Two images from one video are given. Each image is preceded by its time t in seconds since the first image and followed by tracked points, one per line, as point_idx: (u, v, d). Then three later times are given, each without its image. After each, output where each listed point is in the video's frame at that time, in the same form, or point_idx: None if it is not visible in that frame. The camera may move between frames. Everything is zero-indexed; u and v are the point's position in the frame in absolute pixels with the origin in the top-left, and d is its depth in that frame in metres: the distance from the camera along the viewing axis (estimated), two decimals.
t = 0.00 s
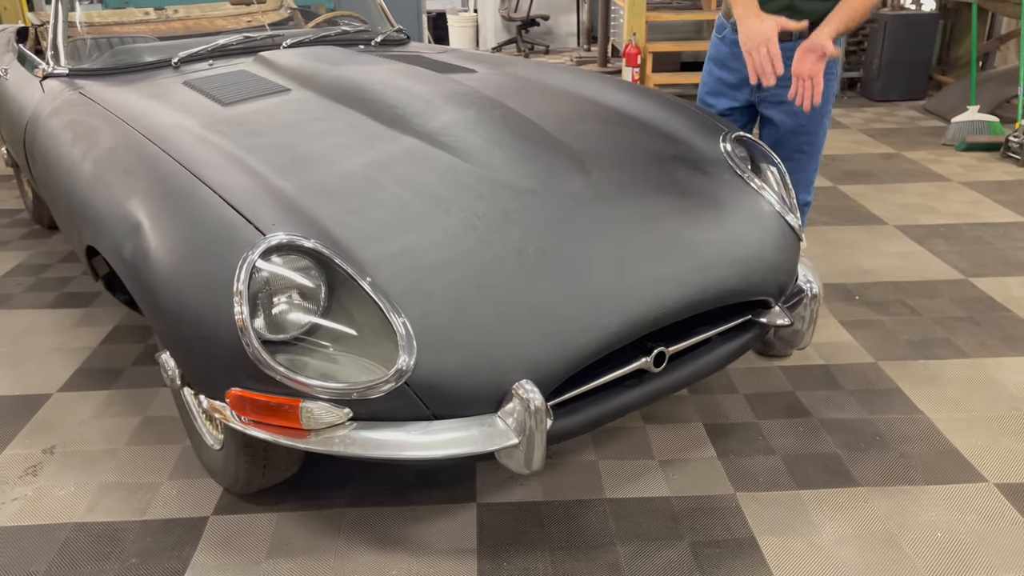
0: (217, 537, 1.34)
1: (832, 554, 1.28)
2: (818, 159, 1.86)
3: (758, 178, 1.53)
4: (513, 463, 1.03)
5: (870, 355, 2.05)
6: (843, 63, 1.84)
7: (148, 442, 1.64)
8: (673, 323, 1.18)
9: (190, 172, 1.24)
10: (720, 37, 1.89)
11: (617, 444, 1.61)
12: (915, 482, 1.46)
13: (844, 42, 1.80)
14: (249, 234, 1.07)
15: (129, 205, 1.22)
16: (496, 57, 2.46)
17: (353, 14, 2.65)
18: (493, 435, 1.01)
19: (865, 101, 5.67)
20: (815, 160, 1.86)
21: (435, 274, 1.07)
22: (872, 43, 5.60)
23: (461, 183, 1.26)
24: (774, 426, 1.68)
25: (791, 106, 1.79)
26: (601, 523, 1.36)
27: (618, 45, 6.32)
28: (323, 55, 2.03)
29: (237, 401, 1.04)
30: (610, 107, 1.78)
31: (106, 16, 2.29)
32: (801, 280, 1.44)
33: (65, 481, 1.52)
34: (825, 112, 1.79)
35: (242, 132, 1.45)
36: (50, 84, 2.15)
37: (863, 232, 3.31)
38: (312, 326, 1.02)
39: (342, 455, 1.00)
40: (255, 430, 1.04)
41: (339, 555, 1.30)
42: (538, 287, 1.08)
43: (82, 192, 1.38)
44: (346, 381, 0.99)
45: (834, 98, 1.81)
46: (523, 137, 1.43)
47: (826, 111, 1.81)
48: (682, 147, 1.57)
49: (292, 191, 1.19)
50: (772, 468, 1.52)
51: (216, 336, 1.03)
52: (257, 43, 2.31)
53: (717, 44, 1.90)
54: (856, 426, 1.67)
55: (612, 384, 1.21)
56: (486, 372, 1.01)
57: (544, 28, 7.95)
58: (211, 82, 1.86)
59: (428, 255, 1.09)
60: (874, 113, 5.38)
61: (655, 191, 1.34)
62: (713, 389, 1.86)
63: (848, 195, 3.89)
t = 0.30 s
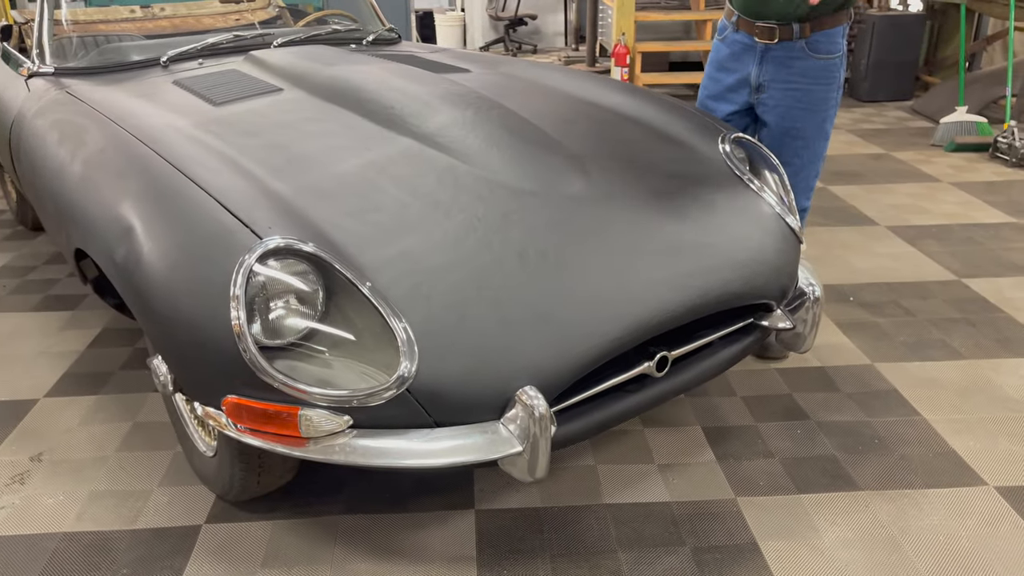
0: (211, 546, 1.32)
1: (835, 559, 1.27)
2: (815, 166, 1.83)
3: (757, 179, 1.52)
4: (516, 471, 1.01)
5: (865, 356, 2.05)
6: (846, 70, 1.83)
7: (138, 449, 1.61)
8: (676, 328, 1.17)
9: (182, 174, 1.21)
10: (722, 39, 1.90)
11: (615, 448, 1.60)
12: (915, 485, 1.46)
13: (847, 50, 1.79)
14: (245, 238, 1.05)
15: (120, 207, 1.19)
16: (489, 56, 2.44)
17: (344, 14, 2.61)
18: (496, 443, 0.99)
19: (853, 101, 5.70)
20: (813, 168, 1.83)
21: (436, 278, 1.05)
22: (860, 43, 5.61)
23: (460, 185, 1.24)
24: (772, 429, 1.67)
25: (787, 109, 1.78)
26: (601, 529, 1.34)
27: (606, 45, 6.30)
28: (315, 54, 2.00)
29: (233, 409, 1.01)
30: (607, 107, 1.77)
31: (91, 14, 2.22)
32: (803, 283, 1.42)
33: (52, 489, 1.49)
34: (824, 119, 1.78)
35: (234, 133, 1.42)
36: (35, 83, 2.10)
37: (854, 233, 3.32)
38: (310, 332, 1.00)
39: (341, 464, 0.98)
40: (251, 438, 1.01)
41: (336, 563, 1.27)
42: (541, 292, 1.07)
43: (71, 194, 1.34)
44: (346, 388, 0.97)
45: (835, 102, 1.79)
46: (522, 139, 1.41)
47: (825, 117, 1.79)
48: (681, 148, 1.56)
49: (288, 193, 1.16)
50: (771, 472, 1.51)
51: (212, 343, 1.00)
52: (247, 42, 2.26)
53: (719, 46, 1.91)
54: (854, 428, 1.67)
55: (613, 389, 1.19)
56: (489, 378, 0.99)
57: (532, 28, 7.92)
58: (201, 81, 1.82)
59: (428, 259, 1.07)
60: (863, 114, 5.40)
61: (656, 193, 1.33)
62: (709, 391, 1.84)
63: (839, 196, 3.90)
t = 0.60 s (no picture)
0: (203, 556, 1.29)
1: (837, 562, 1.26)
2: (811, 167, 1.81)
3: (754, 179, 1.51)
4: (518, 479, 0.99)
5: (861, 356, 2.05)
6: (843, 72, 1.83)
7: (127, 457, 1.58)
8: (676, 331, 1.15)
9: (172, 177, 1.19)
10: (717, 38, 1.89)
11: (613, 451, 1.58)
12: (914, 487, 1.45)
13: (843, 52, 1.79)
14: (238, 242, 1.02)
15: (109, 212, 1.16)
16: (480, 55, 2.41)
17: (332, 13, 2.58)
18: (498, 450, 0.97)
19: (841, 99, 5.71)
20: (809, 168, 1.81)
21: (434, 282, 1.03)
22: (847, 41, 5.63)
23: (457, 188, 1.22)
24: (769, 431, 1.66)
25: (784, 108, 1.77)
26: (601, 534, 1.33)
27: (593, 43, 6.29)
28: (304, 53, 1.97)
29: (227, 417, 0.99)
30: (601, 107, 1.75)
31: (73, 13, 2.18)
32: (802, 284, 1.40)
33: (39, 500, 1.45)
34: (820, 120, 1.77)
35: (224, 134, 1.39)
36: (17, 83, 2.05)
37: (846, 232, 3.32)
38: (305, 338, 0.97)
39: (339, 474, 0.96)
40: (246, 448, 0.99)
41: (332, 573, 1.25)
42: (541, 296, 1.05)
43: (57, 198, 1.31)
44: (343, 395, 0.95)
45: (832, 104, 1.78)
46: (517, 140, 1.40)
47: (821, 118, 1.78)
48: (677, 148, 1.55)
49: (281, 196, 1.14)
50: (771, 475, 1.50)
51: (205, 350, 0.98)
52: (235, 41, 2.22)
53: (715, 45, 1.90)
54: (852, 429, 1.66)
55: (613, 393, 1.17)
56: (489, 384, 0.97)
57: (519, 26, 7.89)
58: (189, 81, 1.78)
59: (425, 264, 1.05)
60: (851, 112, 5.42)
61: (654, 194, 1.31)
62: (706, 393, 1.83)
63: (829, 194, 3.91)
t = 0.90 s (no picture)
0: (201, 561, 1.28)
1: (836, 558, 1.27)
2: (806, 162, 1.84)
3: (750, 177, 1.51)
4: (523, 480, 0.99)
5: (854, 352, 2.06)
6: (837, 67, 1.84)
7: (120, 461, 1.56)
8: (677, 330, 1.15)
9: (167, 178, 1.17)
10: (711, 35, 1.89)
11: (610, 450, 1.58)
12: (910, 482, 1.47)
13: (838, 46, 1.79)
14: (237, 244, 1.01)
15: (103, 214, 1.15)
16: (471, 53, 2.40)
17: (321, 11, 2.57)
18: (502, 451, 0.96)
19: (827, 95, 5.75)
20: (804, 164, 1.85)
21: (436, 283, 1.02)
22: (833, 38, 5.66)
23: (455, 188, 1.21)
24: (766, 428, 1.67)
25: (779, 106, 1.79)
26: (601, 534, 1.33)
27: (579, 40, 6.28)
28: (294, 52, 1.95)
29: (228, 422, 0.98)
30: (595, 105, 1.75)
31: (57, 11, 2.13)
32: (799, 280, 1.40)
33: (31, 506, 1.43)
34: (815, 116, 1.78)
35: (217, 134, 1.37)
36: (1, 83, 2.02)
37: (835, 228, 3.34)
38: (306, 341, 0.96)
39: (342, 477, 0.95)
40: (247, 452, 0.98)
41: None
42: (543, 296, 1.04)
43: (49, 200, 1.29)
44: (346, 398, 0.94)
45: (826, 100, 1.80)
46: (514, 139, 1.39)
47: (816, 114, 1.80)
48: (673, 146, 1.55)
49: (279, 197, 1.13)
50: (768, 471, 1.51)
51: (207, 353, 0.97)
52: (223, 40, 2.19)
53: (709, 42, 1.90)
54: (847, 425, 1.67)
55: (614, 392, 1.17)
56: (493, 386, 0.97)
57: (503, 23, 7.87)
58: (179, 80, 1.75)
59: (426, 264, 1.04)
60: (837, 108, 5.46)
61: (653, 193, 1.31)
62: (702, 390, 1.84)
63: (817, 190, 3.93)
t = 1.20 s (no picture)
0: (208, 559, 1.28)
1: (840, 548, 1.28)
2: (806, 155, 1.89)
3: (750, 172, 1.53)
4: (535, 474, 1.00)
5: (850, 345, 2.08)
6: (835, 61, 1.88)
7: (121, 460, 1.55)
8: (684, 324, 1.16)
9: (172, 176, 1.16)
10: (710, 32, 1.91)
11: (613, 444, 1.59)
12: (910, 472, 1.49)
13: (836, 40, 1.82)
14: (247, 242, 1.01)
15: (108, 211, 1.14)
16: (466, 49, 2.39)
17: (314, 7, 2.55)
18: (515, 445, 0.97)
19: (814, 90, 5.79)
20: (804, 158, 1.89)
21: (447, 279, 1.03)
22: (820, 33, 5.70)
23: (462, 184, 1.21)
24: (766, 420, 1.68)
25: (781, 102, 1.82)
26: (608, 527, 1.34)
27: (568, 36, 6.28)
28: (291, 48, 1.94)
29: (240, 419, 0.98)
30: (595, 101, 1.75)
31: (45, 8, 2.08)
32: (802, 274, 1.41)
33: (33, 507, 1.42)
34: (815, 111, 1.82)
35: (219, 131, 1.37)
36: None
37: (827, 222, 3.37)
38: (318, 337, 0.97)
39: (356, 473, 0.95)
40: (259, 449, 0.98)
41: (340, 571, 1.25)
42: (552, 290, 1.05)
43: (50, 199, 1.28)
44: (360, 395, 0.94)
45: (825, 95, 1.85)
46: (518, 135, 1.39)
47: (816, 109, 1.84)
48: (673, 141, 1.55)
49: (287, 194, 1.12)
50: (769, 463, 1.52)
51: (219, 351, 0.96)
52: (218, 36, 2.17)
53: (708, 39, 1.92)
54: (846, 417, 1.69)
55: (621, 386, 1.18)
56: (506, 380, 0.97)
57: (490, 19, 7.85)
58: (175, 76, 1.74)
59: (436, 260, 1.05)
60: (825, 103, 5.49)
61: (657, 188, 1.32)
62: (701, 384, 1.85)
63: (808, 185, 3.96)
